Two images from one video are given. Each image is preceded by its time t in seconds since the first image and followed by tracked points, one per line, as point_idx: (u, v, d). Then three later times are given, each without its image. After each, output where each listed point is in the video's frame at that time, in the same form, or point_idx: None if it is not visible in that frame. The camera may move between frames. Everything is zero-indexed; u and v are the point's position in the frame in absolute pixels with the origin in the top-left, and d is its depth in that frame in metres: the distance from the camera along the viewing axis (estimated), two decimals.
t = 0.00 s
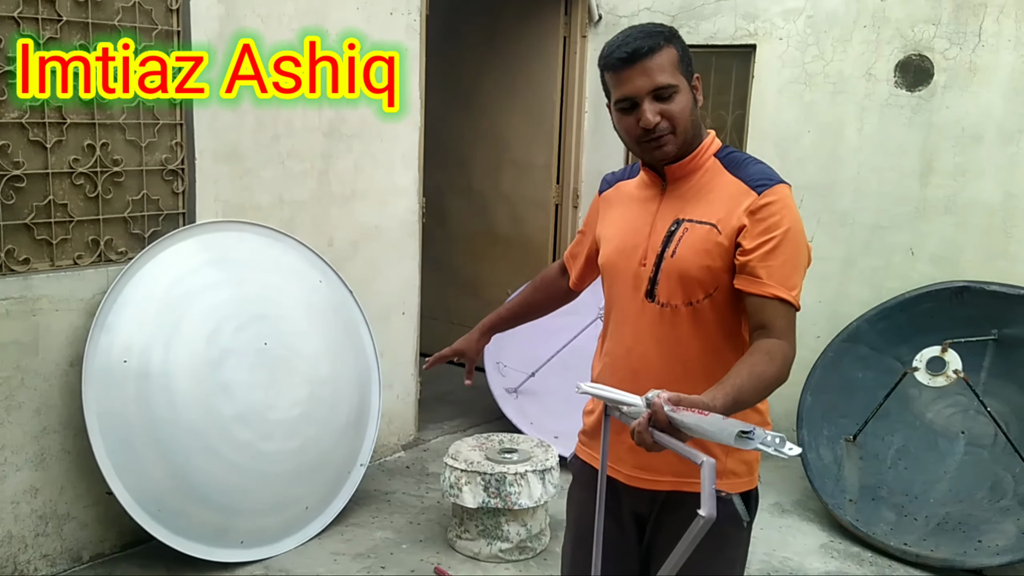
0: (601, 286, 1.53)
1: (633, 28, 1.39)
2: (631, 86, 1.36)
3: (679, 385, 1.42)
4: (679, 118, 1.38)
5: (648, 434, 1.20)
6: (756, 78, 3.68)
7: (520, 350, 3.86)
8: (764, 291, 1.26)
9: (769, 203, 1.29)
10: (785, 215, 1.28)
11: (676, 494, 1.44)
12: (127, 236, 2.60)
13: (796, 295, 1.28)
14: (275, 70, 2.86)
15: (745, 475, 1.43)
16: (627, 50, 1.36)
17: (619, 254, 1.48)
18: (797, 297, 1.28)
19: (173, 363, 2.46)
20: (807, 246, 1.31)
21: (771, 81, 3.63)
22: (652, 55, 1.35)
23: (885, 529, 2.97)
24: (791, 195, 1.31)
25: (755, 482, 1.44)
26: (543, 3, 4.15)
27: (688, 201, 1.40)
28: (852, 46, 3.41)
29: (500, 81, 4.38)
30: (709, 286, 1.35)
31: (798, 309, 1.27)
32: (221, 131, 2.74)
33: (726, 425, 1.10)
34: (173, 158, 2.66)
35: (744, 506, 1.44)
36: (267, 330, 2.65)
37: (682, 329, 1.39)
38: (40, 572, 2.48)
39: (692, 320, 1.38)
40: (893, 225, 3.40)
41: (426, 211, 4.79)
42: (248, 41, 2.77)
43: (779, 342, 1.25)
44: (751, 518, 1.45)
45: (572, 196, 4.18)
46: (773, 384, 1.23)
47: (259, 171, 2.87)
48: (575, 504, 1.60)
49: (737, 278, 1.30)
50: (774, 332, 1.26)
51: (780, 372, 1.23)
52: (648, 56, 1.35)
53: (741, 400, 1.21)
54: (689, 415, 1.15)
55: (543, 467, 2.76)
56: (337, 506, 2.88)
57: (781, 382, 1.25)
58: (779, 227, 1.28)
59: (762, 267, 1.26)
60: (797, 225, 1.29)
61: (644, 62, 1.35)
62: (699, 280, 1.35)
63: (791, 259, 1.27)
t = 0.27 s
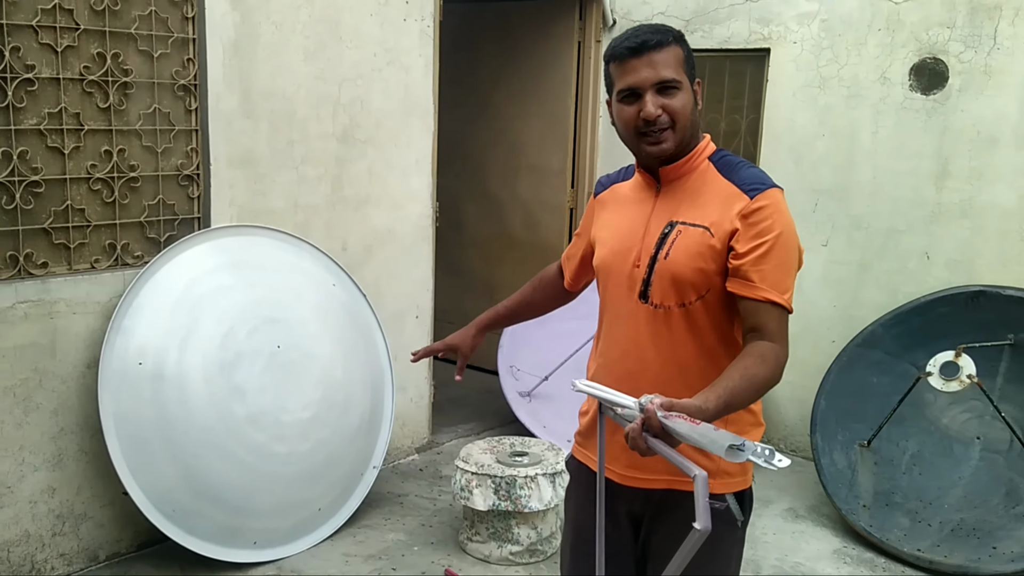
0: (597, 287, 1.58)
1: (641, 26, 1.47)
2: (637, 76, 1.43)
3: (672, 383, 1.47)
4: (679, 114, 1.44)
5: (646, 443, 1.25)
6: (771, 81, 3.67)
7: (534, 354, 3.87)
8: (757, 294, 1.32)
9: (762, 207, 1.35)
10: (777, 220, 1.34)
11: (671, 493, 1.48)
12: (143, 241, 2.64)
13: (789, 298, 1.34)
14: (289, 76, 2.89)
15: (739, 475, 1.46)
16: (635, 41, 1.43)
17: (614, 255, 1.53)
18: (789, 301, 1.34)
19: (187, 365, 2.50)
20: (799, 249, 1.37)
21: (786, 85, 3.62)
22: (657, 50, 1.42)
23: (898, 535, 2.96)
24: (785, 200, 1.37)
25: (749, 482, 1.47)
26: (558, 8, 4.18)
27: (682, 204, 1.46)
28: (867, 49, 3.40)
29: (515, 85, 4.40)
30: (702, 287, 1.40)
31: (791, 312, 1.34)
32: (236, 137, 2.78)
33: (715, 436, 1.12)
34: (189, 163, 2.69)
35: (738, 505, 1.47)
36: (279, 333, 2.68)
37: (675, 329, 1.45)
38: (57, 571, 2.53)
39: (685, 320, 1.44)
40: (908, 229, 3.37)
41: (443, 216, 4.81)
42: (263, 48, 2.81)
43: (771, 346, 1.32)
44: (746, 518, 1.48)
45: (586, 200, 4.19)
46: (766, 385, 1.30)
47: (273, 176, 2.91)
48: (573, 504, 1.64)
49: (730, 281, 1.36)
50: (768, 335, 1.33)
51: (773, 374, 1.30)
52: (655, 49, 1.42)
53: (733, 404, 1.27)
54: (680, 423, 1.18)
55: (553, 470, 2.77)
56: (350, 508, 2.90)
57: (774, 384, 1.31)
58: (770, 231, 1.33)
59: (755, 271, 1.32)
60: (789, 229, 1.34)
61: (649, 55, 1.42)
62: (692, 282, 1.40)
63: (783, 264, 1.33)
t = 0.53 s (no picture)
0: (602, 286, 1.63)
1: (656, 28, 1.52)
2: (652, 74, 1.48)
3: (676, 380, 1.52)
4: (690, 114, 1.49)
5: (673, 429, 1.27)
6: (794, 86, 3.66)
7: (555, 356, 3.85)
8: (765, 295, 1.39)
9: (769, 210, 1.41)
10: (783, 222, 1.41)
11: (670, 491, 1.54)
12: (169, 244, 2.69)
13: (795, 299, 1.41)
14: (312, 83, 2.93)
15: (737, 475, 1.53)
16: (652, 40, 1.49)
17: (620, 254, 1.58)
18: (796, 302, 1.41)
19: (212, 366, 2.54)
20: (803, 251, 1.44)
21: (809, 89, 3.61)
22: (673, 50, 1.48)
23: (921, 543, 2.93)
24: (790, 204, 1.43)
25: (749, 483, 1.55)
26: (580, 14, 4.18)
27: (689, 204, 1.51)
28: (891, 53, 3.38)
29: (538, 90, 4.42)
30: (707, 286, 1.46)
31: (798, 312, 1.41)
32: (261, 143, 2.83)
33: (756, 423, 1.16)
34: (214, 168, 2.74)
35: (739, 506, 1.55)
36: (302, 336, 2.72)
37: (680, 326, 1.50)
38: (84, 568, 2.58)
39: (689, 318, 1.49)
40: (933, 234, 3.34)
41: (466, 220, 4.84)
42: (287, 55, 2.85)
43: (782, 345, 1.39)
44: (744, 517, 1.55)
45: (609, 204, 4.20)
46: (778, 382, 1.36)
47: (297, 181, 2.95)
48: (576, 502, 1.71)
49: (737, 281, 1.42)
50: (778, 334, 1.40)
51: (786, 370, 1.36)
52: (672, 49, 1.48)
53: (751, 397, 1.33)
54: (714, 412, 1.21)
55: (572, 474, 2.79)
56: (371, 510, 2.93)
57: (785, 381, 1.38)
58: (777, 233, 1.40)
59: (764, 272, 1.39)
60: (794, 232, 1.41)
61: (665, 54, 1.48)
62: (698, 280, 1.45)
63: (789, 265, 1.40)
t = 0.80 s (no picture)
0: (610, 286, 1.63)
1: (674, 27, 1.52)
2: (670, 72, 1.48)
3: (684, 380, 1.53)
4: (706, 115, 1.49)
5: (704, 446, 1.25)
6: (813, 88, 3.64)
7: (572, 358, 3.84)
8: (776, 297, 1.39)
9: (780, 211, 1.41)
10: (794, 224, 1.41)
11: (679, 490, 1.55)
12: (188, 245, 2.72)
13: (806, 300, 1.41)
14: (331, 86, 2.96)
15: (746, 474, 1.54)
16: (675, 38, 1.49)
17: (629, 254, 1.58)
18: (806, 303, 1.41)
19: (228, 366, 2.57)
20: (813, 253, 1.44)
21: (828, 91, 3.59)
22: (694, 49, 1.48)
23: (939, 548, 2.91)
24: (801, 206, 1.43)
25: (756, 482, 1.56)
26: (598, 17, 4.17)
27: (699, 205, 1.51)
28: (911, 54, 3.35)
29: (556, 93, 4.42)
30: (716, 286, 1.46)
31: (808, 314, 1.41)
32: (279, 146, 2.86)
33: (793, 444, 1.12)
34: (232, 170, 2.77)
35: (746, 505, 1.56)
36: (319, 337, 2.74)
37: (688, 325, 1.50)
38: (103, 565, 2.61)
39: (698, 318, 1.49)
40: (954, 237, 3.31)
41: (484, 222, 4.85)
42: (305, 59, 2.87)
43: (793, 347, 1.39)
44: (752, 517, 1.57)
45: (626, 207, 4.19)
46: (790, 384, 1.37)
47: (315, 183, 2.97)
48: (583, 504, 1.72)
49: (748, 282, 1.42)
50: (788, 336, 1.40)
51: (798, 373, 1.37)
52: (692, 48, 1.48)
53: (768, 404, 1.33)
54: (741, 432, 1.19)
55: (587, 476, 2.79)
56: (387, 510, 2.95)
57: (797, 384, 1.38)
58: (788, 235, 1.40)
59: (774, 274, 1.39)
60: (805, 234, 1.41)
61: (686, 52, 1.48)
62: (707, 281, 1.46)
63: (799, 267, 1.40)
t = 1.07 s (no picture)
0: (614, 286, 1.65)
1: (681, 30, 1.54)
2: (676, 73, 1.50)
3: (686, 380, 1.54)
4: (710, 116, 1.51)
5: (717, 450, 1.25)
6: (820, 90, 3.65)
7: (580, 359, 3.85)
8: (778, 296, 1.41)
9: (782, 213, 1.43)
10: (796, 225, 1.43)
11: (680, 488, 1.57)
12: (200, 245, 2.75)
13: (807, 300, 1.43)
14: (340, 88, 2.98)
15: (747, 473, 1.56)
16: (682, 39, 1.51)
17: (632, 254, 1.60)
18: (807, 303, 1.43)
19: (238, 364, 2.59)
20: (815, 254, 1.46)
21: (835, 93, 3.60)
22: (701, 51, 1.50)
23: (946, 549, 2.91)
24: (803, 207, 1.45)
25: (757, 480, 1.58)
26: (606, 19, 4.20)
27: (702, 205, 1.53)
28: (918, 56, 3.36)
29: (563, 95, 4.44)
30: (719, 285, 1.47)
31: (809, 313, 1.43)
32: (289, 147, 2.88)
33: (814, 455, 1.12)
34: (243, 171, 2.80)
35: (747, 503, 1.58)
36: (327, 336, 2.76)
37: (691, 324, 1.52)
38: (115, 561, 2.64)
39: (700, 317, 1.51)
40: (961, 238, 3.31)
41: (492, 223, 4.87)
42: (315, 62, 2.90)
43: (795, 346, 1.41)
44: (752, 515, 1.58)
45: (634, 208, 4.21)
46: (793, 384, 1.38)
47: (324, 184, 3.00)
48: (585, 502, 1.73)
49: (750, 282, 1.44)
50: (791, 336, 1.42)
51: (802, 373, 1.39)
52: (700, 50, 1.50)
53: (774, 404, 1.35)
54: (757, 440, 1.19)
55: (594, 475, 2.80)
56: (395, 509, 2.97)
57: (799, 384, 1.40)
58: (790, 235, 1.42)
59: (777, 274, 1.41)
60: (806, 234, 1.43)
61: (693, 54, 1.50)
62: (709, 279, 1.47)
63: (801, 268, 1.42)
